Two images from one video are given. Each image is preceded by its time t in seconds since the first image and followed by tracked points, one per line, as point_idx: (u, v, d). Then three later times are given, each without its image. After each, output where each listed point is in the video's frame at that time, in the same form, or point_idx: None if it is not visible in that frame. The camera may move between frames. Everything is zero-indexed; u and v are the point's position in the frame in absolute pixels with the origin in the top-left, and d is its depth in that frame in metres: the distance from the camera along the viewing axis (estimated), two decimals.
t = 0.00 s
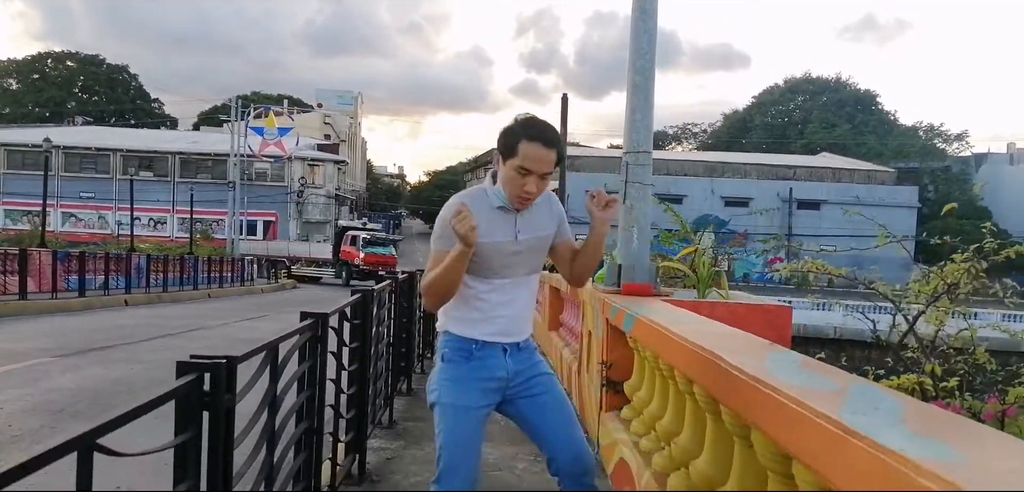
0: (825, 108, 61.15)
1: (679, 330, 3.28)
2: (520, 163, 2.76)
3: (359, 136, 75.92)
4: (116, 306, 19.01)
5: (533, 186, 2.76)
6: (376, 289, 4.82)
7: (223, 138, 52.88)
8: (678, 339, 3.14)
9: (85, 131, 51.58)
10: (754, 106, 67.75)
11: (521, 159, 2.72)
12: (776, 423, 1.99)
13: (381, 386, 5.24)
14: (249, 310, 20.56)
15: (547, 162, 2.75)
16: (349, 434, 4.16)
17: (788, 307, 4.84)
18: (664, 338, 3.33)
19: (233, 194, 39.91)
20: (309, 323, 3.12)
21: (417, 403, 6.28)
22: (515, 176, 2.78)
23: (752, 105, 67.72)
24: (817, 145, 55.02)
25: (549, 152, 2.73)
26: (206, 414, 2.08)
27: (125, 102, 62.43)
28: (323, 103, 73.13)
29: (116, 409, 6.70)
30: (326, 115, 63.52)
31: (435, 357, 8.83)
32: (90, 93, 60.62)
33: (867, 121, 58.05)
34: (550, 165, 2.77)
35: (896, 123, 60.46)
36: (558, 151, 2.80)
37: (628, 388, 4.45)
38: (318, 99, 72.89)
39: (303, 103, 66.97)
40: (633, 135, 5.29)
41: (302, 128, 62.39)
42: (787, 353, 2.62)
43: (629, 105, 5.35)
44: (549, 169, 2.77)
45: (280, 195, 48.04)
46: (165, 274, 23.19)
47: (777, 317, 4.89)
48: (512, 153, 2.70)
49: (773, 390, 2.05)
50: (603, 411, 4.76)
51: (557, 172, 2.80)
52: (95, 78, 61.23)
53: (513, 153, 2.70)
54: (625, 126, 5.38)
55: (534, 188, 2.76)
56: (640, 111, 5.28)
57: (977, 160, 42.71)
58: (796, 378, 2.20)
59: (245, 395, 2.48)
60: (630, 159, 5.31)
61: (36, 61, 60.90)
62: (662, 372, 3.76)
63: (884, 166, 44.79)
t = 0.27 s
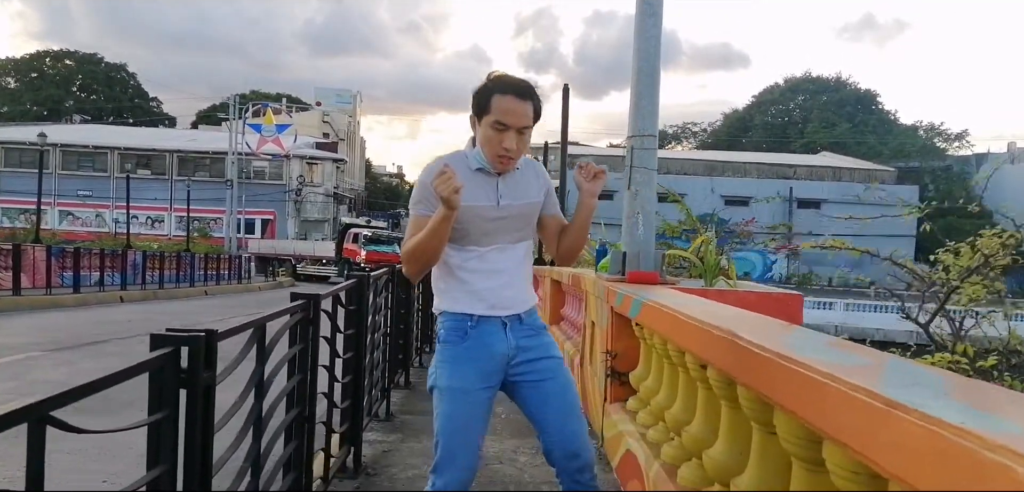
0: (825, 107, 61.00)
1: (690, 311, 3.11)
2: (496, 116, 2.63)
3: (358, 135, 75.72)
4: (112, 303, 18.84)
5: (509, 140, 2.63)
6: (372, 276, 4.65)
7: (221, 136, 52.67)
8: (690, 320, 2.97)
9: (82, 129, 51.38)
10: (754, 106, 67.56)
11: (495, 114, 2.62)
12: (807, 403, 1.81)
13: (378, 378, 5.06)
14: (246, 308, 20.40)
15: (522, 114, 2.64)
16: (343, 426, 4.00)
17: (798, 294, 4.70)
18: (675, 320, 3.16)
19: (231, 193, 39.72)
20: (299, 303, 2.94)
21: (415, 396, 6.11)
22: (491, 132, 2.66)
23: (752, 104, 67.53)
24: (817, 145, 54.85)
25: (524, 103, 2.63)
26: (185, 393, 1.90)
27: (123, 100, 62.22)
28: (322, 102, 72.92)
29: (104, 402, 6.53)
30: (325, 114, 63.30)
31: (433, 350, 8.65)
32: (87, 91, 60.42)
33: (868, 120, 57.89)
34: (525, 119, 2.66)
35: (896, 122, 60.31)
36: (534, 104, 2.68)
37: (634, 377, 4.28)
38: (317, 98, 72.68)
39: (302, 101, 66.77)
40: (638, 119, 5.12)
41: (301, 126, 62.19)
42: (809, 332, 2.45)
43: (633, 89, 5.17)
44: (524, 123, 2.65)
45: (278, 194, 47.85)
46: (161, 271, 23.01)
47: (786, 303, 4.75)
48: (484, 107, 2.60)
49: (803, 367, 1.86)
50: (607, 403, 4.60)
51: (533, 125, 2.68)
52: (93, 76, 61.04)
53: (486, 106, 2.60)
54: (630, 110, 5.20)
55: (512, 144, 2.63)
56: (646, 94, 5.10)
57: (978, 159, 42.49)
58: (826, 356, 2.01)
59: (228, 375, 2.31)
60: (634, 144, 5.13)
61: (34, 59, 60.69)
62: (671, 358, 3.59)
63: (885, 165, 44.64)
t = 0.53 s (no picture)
0: (826, 105, 60.83)
1: (706, 300, 2.91)
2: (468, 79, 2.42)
3: (358, 133, 75.57)
4: (108, 301, 18.63)
5: (479, 101, 2.40)
6: (368, 268, 4.44)
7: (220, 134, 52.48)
8: (707, 308, 2.77)
9: (81, 128, 51.17)
10: (755, 103, 67.39)
11: (466, 76, 2.43)
12: (853, 392, 1.62)
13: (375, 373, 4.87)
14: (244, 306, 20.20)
15: (493, 71, 2.42)
16: (338, 422, 3.81)
17: (813, 285, 4.47)
18: (690, 310, 2.96)
19: (230, 192, 39.54)
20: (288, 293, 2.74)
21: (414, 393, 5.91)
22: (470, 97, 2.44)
23: (752, 102, 67.36)
24: (818, 142, 54.66)
25: (492, 59, 2.42)
26: (153, 382, 1.77)
27: (122, 99, 62.02)
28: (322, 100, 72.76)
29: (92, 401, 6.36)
30: (325, 112, 63.12)
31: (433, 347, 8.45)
32: (86, 90, 60.22)
33: (869, 118, 57.74)
34: (500, 75, 2.41)
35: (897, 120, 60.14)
36: (508, 58, 2.45)
37: (642, 372, 4.10)
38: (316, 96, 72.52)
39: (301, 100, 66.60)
40: (645, 104, 4.93)
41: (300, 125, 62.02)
42: (839, 319, 2.26)
43: (641, 72, 4.97)
44: (498, 79, 2.40)
45: (277, 192, 47.65)
46: (159, 270, 22.81)
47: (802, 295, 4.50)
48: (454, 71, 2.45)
49: (845, 354, 1.67)
50: (614, 399, 4.41)
51: (510, 83, 2.40)
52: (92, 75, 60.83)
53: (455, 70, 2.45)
54: (638, 96, 5.01)
55: (486, 101, 2.40)
56: (653, 78, 4.91)
57: (979, 157, 42.26)
58: (865, 340, 1.83)
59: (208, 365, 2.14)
60: (641, 130, 4.93)
61: (32, 58, 60.49)
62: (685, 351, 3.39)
63: (886, 162, 44.47)
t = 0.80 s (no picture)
0: (827, 103, 60.57)
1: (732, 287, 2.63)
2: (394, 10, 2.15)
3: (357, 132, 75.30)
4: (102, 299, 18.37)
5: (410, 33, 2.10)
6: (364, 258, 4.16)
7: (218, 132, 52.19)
8: (734, 295, 2.49)
9: (78, 126, 50.88)
10: (756, 102, 67.11)
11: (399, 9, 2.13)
12: (938, 388, 1.34)
13: (371, 372, 4.59)
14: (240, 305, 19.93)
15: None
16: (330, 423, 3.52)
17: (836, 277, 4.19)
18: (714, 298, 2.68)
19: (227, 190, 39.28)
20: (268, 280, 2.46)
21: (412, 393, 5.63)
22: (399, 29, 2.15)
23: (753, 101, 67.09)
24: (819, 140, 54.37)
25: None
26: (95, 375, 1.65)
27: (120, 98, 61.73)
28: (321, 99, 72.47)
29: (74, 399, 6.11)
30: (323, 111, 62.82)
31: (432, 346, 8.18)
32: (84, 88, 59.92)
33: (870, 116, 57.49)
34: None
35: (898, 118, 59.91)
36: None
37: (656, 368, 3.82)
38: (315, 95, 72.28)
39: (300, 98, 66.31)
40: (657, 85, 4.65)
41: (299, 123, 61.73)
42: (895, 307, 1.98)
43: (652, 49, 4.70)
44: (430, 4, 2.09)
45: (275, 190, 47.37)
46: (154, 268, 22.54)
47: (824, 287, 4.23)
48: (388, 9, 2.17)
49: (924, 342, 1.39)
50: (625, 399, 4.13)
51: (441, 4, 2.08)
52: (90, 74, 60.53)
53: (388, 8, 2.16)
54: (649, 74, 4.73)
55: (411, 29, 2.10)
56: (666, 57, 4.63)
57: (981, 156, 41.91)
58: (939, 326, 1.55)
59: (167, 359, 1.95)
60: (653, 112, 4.65)
61: (30, 57, 60.19)
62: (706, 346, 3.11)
63: (888, 161, 44.22)
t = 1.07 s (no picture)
0: (827, 102, 60.37)
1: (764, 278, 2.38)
2: None
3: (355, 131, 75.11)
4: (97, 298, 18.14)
5: None
6: (360, 252, 3.94)
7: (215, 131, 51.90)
8: (768, 288, 2.25)
9: (75, 125, 50.59)
10: (756, 100, 66.89)
11: None
12: None
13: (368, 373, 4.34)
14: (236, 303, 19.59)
15: None
16: (324, 427, 3.28)
17: (862, 273, 3.98)
18: (742, 290, 2.44)
19: (225, 189, 38.99)
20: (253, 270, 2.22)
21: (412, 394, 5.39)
22: None
23: (753, 99, 66.87)
24: (819, 139, 54.16)
25: None
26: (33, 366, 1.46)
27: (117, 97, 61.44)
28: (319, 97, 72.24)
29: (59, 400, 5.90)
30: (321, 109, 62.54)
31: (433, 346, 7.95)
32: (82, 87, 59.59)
33: (870, 115, 57.32)
34: None
35: (898, 117, 59.70)
36: None
37: (670, 367, 3.61)
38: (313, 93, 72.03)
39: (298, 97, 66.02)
40: (670, 69, 4.40)
41: (296, 122, 61.40)
42: (962, 301, 1.75)
43: (665, 29, 4.44)
44: None
45: (273, 189, 47.09)
46: (150, 267, 22.27)
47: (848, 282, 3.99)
48: None
49: None
50: (638, 401, 3.89)
51: None
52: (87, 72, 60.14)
53: None
54: (662, 55, 4.47)
55: None
56: (679, 40, 4.39)
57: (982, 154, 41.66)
58: None
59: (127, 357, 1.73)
60: (665, 98, 4.41)
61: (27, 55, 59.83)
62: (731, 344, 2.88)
63: (889, 159, 43.96)
